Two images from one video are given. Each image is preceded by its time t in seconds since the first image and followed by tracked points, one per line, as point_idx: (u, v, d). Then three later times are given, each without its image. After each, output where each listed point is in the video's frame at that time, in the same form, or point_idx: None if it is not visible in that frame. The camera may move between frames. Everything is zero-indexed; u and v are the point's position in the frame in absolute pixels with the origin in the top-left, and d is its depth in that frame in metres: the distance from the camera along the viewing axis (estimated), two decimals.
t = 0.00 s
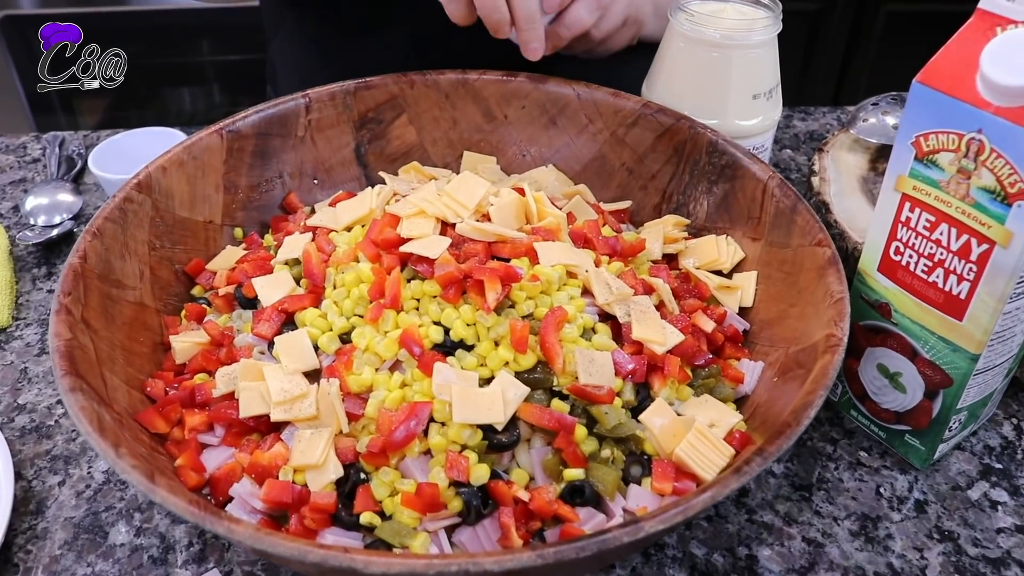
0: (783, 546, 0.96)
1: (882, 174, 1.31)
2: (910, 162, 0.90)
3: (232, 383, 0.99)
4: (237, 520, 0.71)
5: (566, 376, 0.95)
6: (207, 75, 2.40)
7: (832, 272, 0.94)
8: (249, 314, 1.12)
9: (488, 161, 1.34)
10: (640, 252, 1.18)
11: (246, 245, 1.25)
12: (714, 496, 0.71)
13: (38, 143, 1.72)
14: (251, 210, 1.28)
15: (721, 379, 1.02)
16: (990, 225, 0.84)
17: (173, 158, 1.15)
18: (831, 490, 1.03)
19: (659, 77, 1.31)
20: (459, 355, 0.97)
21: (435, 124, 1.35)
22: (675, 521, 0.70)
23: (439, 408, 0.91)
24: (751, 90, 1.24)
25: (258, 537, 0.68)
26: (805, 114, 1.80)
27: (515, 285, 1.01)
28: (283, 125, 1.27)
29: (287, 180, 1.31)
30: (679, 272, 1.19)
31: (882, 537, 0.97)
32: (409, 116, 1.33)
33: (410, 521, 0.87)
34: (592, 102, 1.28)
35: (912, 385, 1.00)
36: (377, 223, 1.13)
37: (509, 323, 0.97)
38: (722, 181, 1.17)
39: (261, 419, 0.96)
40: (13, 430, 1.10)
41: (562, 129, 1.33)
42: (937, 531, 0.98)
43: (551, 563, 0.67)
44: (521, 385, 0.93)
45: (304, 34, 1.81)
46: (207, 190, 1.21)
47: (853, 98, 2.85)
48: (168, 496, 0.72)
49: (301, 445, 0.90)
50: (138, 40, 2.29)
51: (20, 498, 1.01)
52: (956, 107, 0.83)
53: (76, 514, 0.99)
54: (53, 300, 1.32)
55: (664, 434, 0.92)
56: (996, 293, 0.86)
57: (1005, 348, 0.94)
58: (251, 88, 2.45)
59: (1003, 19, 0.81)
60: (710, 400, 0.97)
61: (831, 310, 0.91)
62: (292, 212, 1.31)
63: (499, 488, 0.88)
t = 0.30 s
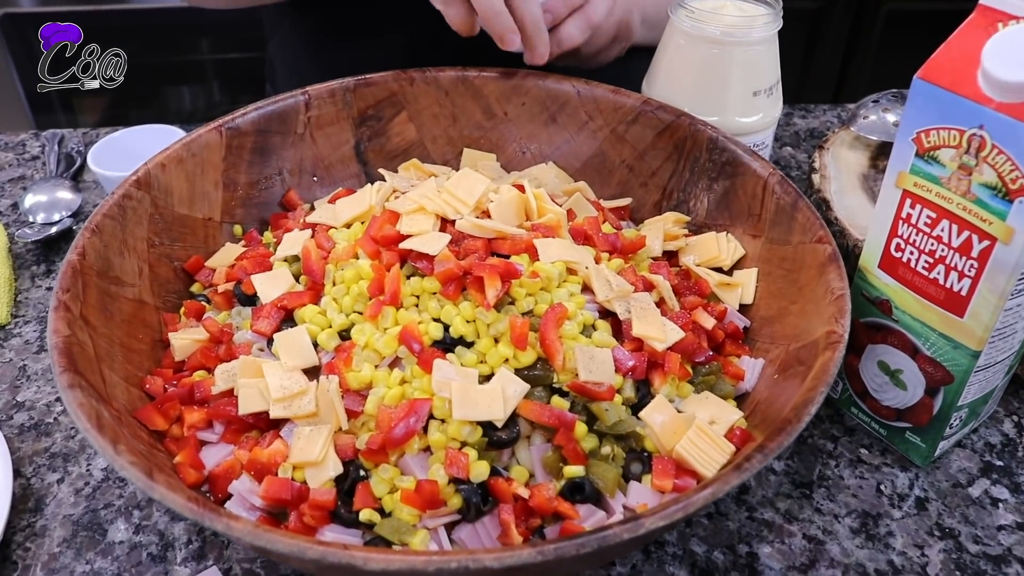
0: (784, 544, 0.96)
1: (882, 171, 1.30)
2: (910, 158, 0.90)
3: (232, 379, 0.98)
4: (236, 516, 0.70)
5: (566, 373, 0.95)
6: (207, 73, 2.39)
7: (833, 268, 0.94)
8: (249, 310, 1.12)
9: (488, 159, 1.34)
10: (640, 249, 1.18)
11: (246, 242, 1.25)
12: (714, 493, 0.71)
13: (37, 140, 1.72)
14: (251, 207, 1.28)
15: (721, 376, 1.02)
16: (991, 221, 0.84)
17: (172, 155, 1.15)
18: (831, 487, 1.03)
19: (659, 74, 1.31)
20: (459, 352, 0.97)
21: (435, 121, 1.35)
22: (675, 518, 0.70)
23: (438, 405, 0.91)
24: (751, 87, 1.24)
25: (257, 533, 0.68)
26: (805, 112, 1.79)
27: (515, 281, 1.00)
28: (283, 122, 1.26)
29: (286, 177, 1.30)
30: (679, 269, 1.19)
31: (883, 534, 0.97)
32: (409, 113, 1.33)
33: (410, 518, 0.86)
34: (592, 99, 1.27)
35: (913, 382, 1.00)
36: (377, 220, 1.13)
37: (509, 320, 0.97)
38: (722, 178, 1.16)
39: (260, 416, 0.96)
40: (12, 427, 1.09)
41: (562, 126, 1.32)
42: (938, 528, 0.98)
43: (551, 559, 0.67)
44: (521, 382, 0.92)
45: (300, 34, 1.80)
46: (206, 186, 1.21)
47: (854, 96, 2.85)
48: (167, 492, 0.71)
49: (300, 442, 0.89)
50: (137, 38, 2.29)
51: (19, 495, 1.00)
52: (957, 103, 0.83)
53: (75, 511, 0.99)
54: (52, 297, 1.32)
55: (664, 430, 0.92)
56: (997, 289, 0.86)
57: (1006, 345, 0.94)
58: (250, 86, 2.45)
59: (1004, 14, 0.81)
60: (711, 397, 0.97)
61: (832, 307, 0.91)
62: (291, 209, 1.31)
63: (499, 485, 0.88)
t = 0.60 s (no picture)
0: (783, 539, 0.96)
1: (882, 168, 1.30)
2: (910, 153, 0.90)
3: (230, 374, 0.98)
4: (235, 511, 0.70)
5: (565, 368, 0.95)
6: (206, 70, 2.40)
7: (832, 263, 0.94)
8: (247, 305, 1.11)
9: (488, 155, 1.34)
10: (640, 244, 1.18)
11: (244, 238, 1.25)
12: (714, 487, 0.71)
13: (36, 137, 1.72)
14: (250, 202, 1.28)
15: (720, 371, 1.02)
16: (991, 216, 0.84)
17: (171, 150, 1.14)
18: (831, 483, 1.03)
19: (659, 69, 1.31)
20: (458, 346, 0.96)
21: (434, 116, 1.34)
22: (674, 512, 0.70)
23: (438, 400, 0.91)
24: (751, 82, 1.24)
25: (256, 528, 0.68)
26: (805, 108, 1.79)
27: (514, 276, 1.00)
28: (282, 117, 1.26)
29: (285, 172, 1.30)
30: (679, 264, 1.18)
31: (882, 530, 0.97)
32: (408, 109, 1.33)
33: (409, 513, 0.86)
34: (591, 95, 1.27)
35: (912, 377, 1.00)
36: (376, 215, 1.13)
37: (508, 315, 0.97)
38: (722, 173, 1.16)
39: (259, 411, 0.95)
40: (11, 423, 1.09)
41: (561, 122, 1.32)
42: (937, 524, 0.98)
43: (550, 554, 0.67)
44: (520, 376, 0.92)
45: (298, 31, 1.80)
46: (205, 182, 1.21)
47: (855, 91, 2.85)
48: (166, 487, 0.71)
49: (299, 437, 0.89)
50: (135, 36, 2.28)
51: (18, 490, 1.00)
52: (956, 97, 0.83)
53: (74, 507, 0.98)
54: (51, 293, 1.32)
55: (664, 425, 0.92)
56: (997, 284, 0.86)
57: (1005, 340, 0.93)
58: (250, 82, 2.45)
59: (1005, 9, 0.80)
60: (710, 392, 0.97)
61: (831, 302, 0.91)
62: (290, 204, 1.31)
63: (499, 480, 0.88)
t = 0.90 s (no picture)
0: (786, 541, 0.96)
1: (883, 170, 1.31)
2: (913, 156, 0.90)
3: (233, 376, 0.98)
4: (238, 512, 0.70)
5: (568, 370, 0.95)
6: (206, 72, 2.39)
7: (835, 266, 0.94)
8: (250, 307, 1.12)
9: (489, 156, 1.34)
10: (642, 247, 1.18)
11: (247, 239, 1.25)
12: (718, 489, 0.71)
13: (37, 138, 1.72)
14: (252, 204, 1.28)
15: (722, 373, 1.02)
16: (993, 219, 0.84)
17: (174, 152, 1.14)
18: (833, 485, 1.03)
19: (661, 72, 1.31)
20: (461, 348, 0.97)
21: (437, 119, 1.35)
22: (678, 514, 0.70)
23: (440, 401, 0.91)
24: (753, 85, 1.24)
25: (260, 529, 0.68)
26: (806, 111, 1.79)
27: (517, 278, 1.01)
28: (284, 119, 1.26)
29: (288, 174, 1.30)
30: (681, 267, 1.19)
31: (884, 532, 0.97)
32: (411, 111, 1.33)
33: (411, 515, 0.86)
34: (593, 97, 1.27)
35: (914, 380, 1.00)
36: (378, 217, 1.13)
37: (511, 317, 0.97)
38: (724, 176, 1.16)
39: (262, 412, 0.96)
40: (13, 424, 1.09)
41: (563, 124, 1.32)
42: (939, 526, 0.98)
43: (554, 555, 0.67)
44: (523, 378, 0.93)
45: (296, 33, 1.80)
46: (208, 183, 1.21)
47: (855, 94, 2.84)
48: (169, 488, 0.71)
49: (302, 438, 0.90)
50: (135, 37, 2.28)
51: (20, 492, 1.00)
52: (959, 101, 0.83)
53: (77, 508, 0.98)
54: (53, 294, 1.32)
55: (666, 428, 0.92)
56: (999, 287, 0.86)
57: (1007, 343, 0.94)
58: (250, 84, 2.45)
59: (1007, 12, 0.80)
60: (713, 394, 0.97)
61: (834, 304, 0.91)
62: (292, 206, 1.31)
63: (501, 481, 0.88)
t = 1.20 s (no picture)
0: (785, 544, 0.96)
1: (883, 173, 1.31)
2: (912, 158, 0.90)
3: (233, 379, 0.98)
4: (239, 516, 0.70)
5: (568, 373, 0.95)
6: (206, 74, 2.39)
7: (835, 268, 0.94)
8: (250, 310, 1.12)
9: (489, 159, 1.34)
10: (642, 249, 1.19)
11: (247, 242, 1.25)
12: (718, 492, 0.71)
13: (38, 140, 1.72)
14: (252, 207, 1.28)
15: (723, 376, 1.02)
16: (992, 222, 0.84)
17: (174, 155, 1.15)
18: (832, 488, 1.03)
19: (660, 74, 1.31)
20: (461, 351, 0.97)
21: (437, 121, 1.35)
22: (678, 517, 0.70)
23: (441, 405, 0.90)
24: (752, 88, 1.24)
25: (260, 532, 0.68)
26: (806, 113, 1.80)
27: (518, 281, 1.00)
28: (285, 122, 1.26)
29: (288, 177, 1.31)
30: (681, 269, 1.19)
31: (884, 534, 0.97)
32: (411, 113, 1.33)
33: (412, 518, 0.86)
34: (593, 100, 1.27)
35: (914, 382, 1.00)
36: (378, 220, 1.13)
37: (511, 320, 0.97)
38: (724, 178, 1.17)
39: (262, 415, 0.96)
40: (13, 427, 1.10)
41: (563, 127, 1.33)
42: (939, 528, 0.98)
43: (555, 558, 0.67)
44: (523, 381, 0.93)
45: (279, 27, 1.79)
46: (208, 186, 1.21)
47: (853, 95, 2.83)
48: (170, 492, 0.72)
49: (303, 441, 0.90)
50: (136, 38, 2.28)
51: (21, 494, 1.00)
52: (959, 104, 0.83)
53: (77, 511, 0.99)
54: (53, 297, 1.32)
55: (666, 430, 0.92)
56: (999, 290, 0.86)
57: (1007, 345, 0.94)
58: (250, 86, 2.45)
59: (1006, 15, 0.81)
60: (713, 397, 0.97)
61: (833, 307, 0.91)
62: (292, 209, 1.31)
63: (501, 485, 0.88)
